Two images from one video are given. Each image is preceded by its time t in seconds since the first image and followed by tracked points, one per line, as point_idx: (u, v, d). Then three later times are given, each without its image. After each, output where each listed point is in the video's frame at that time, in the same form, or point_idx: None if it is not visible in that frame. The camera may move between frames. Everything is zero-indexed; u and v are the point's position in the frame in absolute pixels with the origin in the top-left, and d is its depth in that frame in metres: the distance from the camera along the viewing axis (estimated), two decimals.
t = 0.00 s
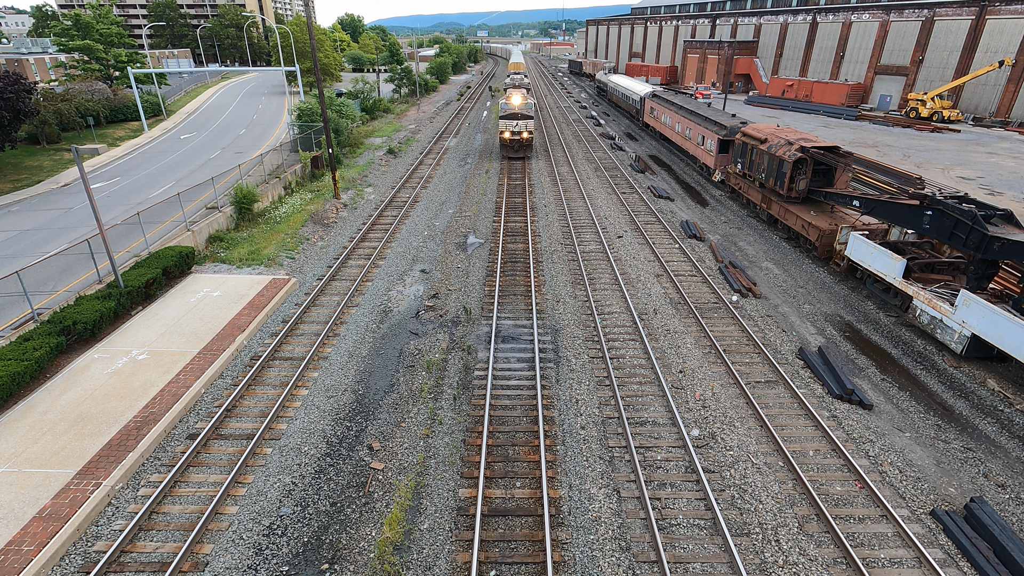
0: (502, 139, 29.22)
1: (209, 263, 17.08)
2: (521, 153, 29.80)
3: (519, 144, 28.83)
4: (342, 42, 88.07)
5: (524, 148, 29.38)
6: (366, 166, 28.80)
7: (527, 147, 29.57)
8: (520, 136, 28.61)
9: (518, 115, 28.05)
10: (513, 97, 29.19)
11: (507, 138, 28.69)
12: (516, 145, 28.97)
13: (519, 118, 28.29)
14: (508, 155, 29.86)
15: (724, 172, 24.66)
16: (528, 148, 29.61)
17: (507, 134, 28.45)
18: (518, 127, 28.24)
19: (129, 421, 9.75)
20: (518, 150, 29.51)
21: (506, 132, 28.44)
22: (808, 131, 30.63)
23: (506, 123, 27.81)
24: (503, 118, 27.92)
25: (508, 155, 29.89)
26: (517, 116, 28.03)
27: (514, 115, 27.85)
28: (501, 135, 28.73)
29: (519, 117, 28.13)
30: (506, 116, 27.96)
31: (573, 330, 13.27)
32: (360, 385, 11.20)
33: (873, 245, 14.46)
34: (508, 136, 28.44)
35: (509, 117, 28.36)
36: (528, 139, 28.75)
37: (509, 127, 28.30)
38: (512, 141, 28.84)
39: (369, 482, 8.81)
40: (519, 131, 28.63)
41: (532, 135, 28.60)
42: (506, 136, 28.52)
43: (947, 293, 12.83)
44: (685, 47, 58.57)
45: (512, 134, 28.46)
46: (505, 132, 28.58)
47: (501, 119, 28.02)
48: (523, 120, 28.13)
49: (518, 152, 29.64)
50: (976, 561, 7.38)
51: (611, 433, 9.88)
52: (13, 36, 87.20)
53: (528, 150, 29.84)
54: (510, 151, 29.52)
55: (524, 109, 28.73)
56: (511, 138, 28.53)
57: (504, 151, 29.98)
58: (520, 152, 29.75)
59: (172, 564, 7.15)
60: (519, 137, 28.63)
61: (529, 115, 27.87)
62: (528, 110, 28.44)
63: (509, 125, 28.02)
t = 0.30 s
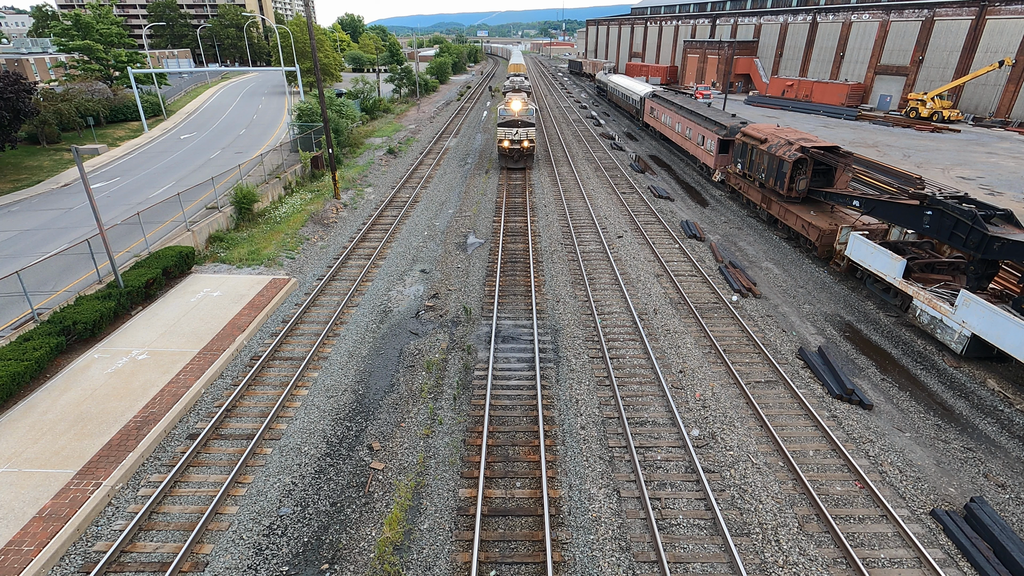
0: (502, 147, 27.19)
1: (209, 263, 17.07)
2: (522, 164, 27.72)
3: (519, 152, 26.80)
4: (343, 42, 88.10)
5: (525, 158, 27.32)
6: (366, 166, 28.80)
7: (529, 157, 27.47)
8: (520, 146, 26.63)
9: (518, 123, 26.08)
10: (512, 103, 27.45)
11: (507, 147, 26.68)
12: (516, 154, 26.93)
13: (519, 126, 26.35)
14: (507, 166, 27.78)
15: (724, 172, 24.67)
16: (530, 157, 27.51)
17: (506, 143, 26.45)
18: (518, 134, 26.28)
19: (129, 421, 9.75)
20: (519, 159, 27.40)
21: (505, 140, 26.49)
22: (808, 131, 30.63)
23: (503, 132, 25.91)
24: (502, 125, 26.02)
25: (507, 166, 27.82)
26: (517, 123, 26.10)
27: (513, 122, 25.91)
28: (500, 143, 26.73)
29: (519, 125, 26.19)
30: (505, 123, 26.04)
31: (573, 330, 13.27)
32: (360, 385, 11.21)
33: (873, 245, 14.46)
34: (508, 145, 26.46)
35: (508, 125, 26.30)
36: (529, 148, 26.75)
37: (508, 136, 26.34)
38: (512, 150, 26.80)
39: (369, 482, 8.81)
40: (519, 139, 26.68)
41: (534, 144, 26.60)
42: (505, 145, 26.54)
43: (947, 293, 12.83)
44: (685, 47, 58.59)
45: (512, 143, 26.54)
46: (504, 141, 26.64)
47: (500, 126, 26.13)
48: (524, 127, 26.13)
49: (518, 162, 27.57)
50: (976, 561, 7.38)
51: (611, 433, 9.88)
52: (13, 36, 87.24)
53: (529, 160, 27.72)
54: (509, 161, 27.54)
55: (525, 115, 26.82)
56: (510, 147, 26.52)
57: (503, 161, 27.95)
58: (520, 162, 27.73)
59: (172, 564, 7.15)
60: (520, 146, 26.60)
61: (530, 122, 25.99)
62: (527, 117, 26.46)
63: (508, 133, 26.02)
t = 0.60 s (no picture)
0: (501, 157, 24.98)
1: (209, 263, 17.07)
2: (523, 176, 25.59)
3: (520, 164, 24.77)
4: (343, 42, 88.11)
5: (526, 170, 25.21)
6: (366, 166, 28.81)
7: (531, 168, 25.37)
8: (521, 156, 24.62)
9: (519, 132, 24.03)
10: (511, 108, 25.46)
11: (506, 158, 24.63)
12: (516, 166, 24.83)
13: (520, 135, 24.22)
14: (507, 178, 25.64)
15: (724, 172, 24.67)
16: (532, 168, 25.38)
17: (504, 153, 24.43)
18: (518, 144, 24.30)
19: (129, 421, 9.75)
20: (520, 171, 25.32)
21: (504, 151, 24.47)
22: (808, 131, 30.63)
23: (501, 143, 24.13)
24: (500, 134, 24.01)
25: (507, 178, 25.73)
26: (517, 132, 24.05)
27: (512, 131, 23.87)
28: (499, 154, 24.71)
29: (519, 134, 24.13)
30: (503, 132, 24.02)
31: (573, 330, 13.27)
32: (360, 385, 11.21)
33: (873, 245, 14.46)
34: (507, 156, 24.44)
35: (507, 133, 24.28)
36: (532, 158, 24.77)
37: (506, 146, 24.33)
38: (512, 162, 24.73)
39: (369, 482, 8.81)
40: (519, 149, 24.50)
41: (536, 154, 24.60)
42: (504, 155, 24.51)
43: (947, 293, 12.82)
44: (685, 47, 58.59)
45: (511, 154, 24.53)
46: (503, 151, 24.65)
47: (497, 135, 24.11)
48: (524, 136, 24.09)
49: (519, 174, 25.49)
50: (976, 561, 7.38)
51: (611, 433, 9.88)
52: (13, 36, 87.26)
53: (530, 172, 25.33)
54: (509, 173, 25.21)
55: (525, 123, 24.80)
56: (509, 158, 24.46)
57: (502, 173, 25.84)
58: (521, 173, 25.65)
59: (172, 564, 7.14)
60: (520, 157, 24.54)
61: (531, 130, 24.03)
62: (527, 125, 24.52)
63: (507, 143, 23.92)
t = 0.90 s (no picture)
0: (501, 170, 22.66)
1: (209, 263, 17.07)
2: (523, 193, 23.20)
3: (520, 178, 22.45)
4: (343, 42, 88.13)
5: (527, 184, 22.86)
6: (366, 166, 28.81)
7: (531, 183, 23.06)
8: (521, 169, 22.29)
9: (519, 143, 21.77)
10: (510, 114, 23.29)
11: (504, 171, 22.26)
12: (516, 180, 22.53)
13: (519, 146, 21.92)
14: (505, 194, 23.23)
15: (724, 172, 24.67)
16: (533, 183, 23.05)
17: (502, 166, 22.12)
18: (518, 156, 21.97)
19: (128, 422, 9.75)
20: (520, 186, 22.92)
21: (502, 163, 22.08)
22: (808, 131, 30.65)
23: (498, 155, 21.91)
24: (498, 144, 21.69)
25: (505, 194, 23.32)
26: (516, 142, 21.73)
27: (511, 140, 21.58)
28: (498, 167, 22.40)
29: (519, 144, 21.82)
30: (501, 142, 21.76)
31: (573, 330, 13.27)
32: (360, 385, 11.21)
33: (873, 245, 14.46)
34: (506, 168, 22.10)
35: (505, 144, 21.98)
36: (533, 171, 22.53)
37: (504, 157, 21.98)
38: (510, 175, 22.35)
39: (369, 482, 8.81)
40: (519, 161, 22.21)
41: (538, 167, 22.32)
42: (501, 168, 22.13)
43: (947, 293, 12.83)
44: (685, 47, 58.59)
45: (511, 167, 22.19)
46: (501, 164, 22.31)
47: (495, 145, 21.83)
48: (525, 148, 21.88)
49: (519, 189, 23.09)
50: (976, 561, 7.38)
51: (611, 433, 9.88)
52: (14, 36, 87.37)
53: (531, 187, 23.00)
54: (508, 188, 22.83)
55: (527, 133, 22.41)
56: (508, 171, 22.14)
57: (499, 188, 23.40)
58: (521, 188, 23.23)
59: (172, 564, 7.14)
60: (521, 170, 22.20)
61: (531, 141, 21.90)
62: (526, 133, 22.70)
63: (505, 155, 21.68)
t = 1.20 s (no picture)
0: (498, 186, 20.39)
1: (209, 263, 17.07)
2: (524, 211, 20.99)
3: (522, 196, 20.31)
4: (342, 42, 88.18)
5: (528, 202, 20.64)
6: (366, 166, 28.81)
7: (533, 200, 20.90)
8: (521, 185, 20.07)
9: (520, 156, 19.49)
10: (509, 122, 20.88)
11: (502, 188, 20.05)
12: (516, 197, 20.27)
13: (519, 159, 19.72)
14: (504, 213, 21.04)
15: (724, 172, 24.67)
16: (535, 200, 20.87)
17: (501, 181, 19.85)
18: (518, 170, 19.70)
19: (128, 421, 9.75)
20: (520, 204, 20.73)
21: (500, 178, 19.87)
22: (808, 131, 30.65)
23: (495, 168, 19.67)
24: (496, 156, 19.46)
25: (503, 213, 21.12)
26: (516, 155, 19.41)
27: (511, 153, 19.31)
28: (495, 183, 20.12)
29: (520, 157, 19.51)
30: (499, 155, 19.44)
31: (573, 330, 13.27)
32: (360, 385, 11.21)
33: (873, 245, 14.46)
34: (505, 184, 19.88)
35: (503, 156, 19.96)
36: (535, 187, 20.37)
37: (502, 172, 19.72)
38: (510, 192, 20.19)
39: (369, 482, 8.81)
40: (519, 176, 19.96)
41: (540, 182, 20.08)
42: (499, 184, 19.91)
43: (947, 293, 12.82)
44: (685, 47, 58.60)
45: (511, 183, 19.98)
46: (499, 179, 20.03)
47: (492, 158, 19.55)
48: (526, 161, 19.62)
49: (519, 208, 20.94)
50: (976, 561, 7.38)
51: (611, 433, 9.88)
52: (14, 36, 87.50)
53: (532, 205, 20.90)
54: (507, 206, 20.61)
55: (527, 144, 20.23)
56: (507, 187, 19.89)
57: (497, 205, 21.23)
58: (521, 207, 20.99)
59: (172, 564, 7.15)
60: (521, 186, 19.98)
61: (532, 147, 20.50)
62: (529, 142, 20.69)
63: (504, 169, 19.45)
